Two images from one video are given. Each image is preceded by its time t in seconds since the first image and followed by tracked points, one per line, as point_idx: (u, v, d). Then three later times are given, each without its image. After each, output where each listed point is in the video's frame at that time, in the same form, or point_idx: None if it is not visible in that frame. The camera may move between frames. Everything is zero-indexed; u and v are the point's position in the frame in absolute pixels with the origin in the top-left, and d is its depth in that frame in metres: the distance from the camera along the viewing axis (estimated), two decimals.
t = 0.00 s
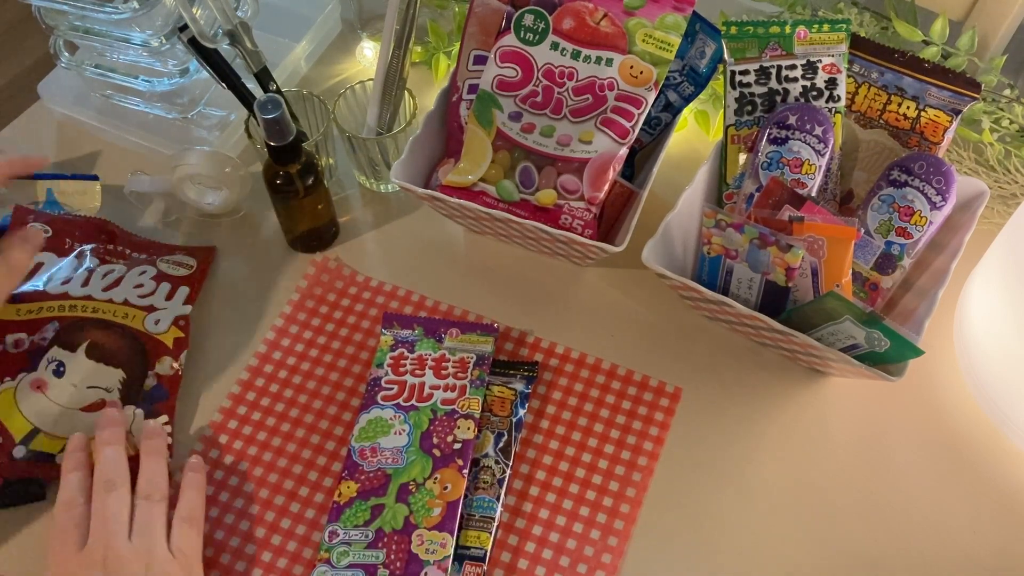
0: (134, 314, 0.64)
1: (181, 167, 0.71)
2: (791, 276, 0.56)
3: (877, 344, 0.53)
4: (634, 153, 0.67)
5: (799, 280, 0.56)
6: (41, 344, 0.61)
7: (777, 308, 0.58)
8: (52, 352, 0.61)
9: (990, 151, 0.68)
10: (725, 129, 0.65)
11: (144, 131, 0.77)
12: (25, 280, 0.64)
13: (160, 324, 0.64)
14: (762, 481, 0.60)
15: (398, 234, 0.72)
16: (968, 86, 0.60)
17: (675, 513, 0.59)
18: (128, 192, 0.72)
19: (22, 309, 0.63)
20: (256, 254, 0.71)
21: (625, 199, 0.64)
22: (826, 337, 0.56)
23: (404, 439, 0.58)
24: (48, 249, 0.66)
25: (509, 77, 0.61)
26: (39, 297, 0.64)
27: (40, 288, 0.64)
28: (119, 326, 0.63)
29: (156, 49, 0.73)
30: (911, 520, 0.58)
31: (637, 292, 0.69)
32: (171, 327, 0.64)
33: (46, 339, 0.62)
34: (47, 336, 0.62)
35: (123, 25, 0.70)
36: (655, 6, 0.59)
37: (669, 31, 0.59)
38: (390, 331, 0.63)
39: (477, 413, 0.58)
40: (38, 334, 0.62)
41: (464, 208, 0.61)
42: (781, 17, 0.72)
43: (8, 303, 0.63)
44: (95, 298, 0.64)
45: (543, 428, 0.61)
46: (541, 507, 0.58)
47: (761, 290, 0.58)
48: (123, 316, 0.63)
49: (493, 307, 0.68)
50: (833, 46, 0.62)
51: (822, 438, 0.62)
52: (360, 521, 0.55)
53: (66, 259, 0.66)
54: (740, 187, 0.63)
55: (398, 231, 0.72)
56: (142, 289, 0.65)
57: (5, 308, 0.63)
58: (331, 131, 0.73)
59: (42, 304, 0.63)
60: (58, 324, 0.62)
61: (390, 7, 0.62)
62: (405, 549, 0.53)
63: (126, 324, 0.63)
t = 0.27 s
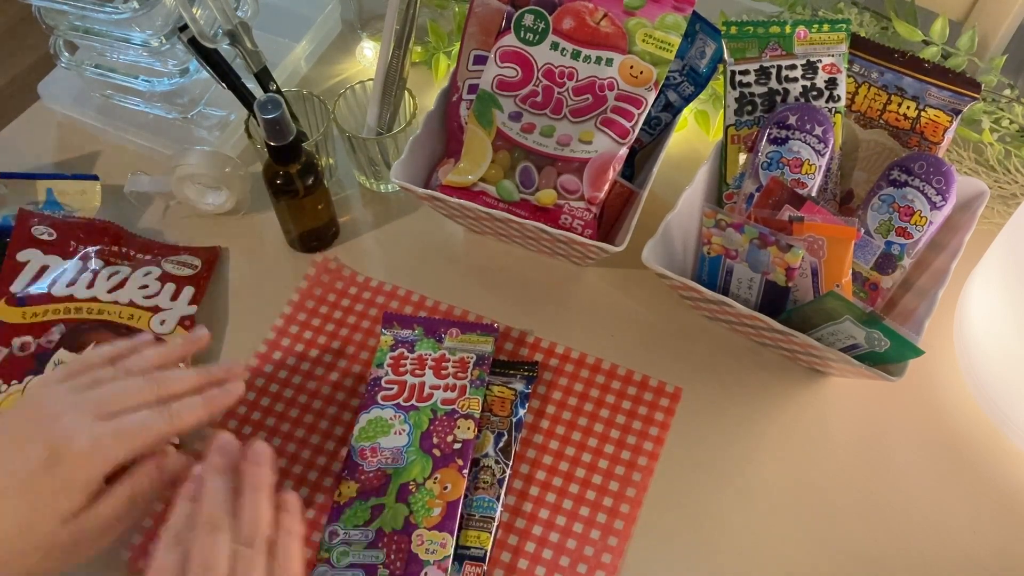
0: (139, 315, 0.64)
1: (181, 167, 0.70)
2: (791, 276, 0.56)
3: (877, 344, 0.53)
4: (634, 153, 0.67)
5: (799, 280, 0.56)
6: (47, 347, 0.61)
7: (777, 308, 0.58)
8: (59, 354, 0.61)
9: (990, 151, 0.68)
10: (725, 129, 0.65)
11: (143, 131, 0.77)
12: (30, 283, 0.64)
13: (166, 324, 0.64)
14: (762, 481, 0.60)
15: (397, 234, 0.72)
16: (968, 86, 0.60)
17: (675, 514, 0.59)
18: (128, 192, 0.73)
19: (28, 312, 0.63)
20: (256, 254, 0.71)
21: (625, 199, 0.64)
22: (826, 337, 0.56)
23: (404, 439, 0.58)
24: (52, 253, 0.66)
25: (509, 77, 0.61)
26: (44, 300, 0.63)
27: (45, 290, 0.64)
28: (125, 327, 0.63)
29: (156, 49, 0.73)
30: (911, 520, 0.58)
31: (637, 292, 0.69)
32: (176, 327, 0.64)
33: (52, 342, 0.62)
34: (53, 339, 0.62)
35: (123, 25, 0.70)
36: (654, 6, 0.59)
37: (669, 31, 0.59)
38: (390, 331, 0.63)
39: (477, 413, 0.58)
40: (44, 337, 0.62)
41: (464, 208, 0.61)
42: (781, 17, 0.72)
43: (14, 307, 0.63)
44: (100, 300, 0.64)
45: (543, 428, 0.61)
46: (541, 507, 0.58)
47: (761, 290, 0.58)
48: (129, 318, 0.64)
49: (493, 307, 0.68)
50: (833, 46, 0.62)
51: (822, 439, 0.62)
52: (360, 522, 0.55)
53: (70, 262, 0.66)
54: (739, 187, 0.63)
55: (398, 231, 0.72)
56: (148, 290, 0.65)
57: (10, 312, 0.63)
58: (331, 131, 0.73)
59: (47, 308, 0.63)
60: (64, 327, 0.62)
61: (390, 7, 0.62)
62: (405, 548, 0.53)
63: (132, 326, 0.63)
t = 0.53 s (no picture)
0: (139, 315, 0.64)
1: (181, 167, 0.70)
2: (791, 276, 0.56)
3: (877, 344, 0.53)
4: (634, 153, 0.67)
5: (799, 280, 0.56)
6: (47, 347, 0.61)
7: (777, 308, 0.58)
8: (58, 354, 0.61)
9: (990, 151, 0.68)
10: (725, 129, 0.65)
11: (143, 131, 0.77)
12: (30, 283, 0.64)
13: (166, 324, 0.64)
14: (762, 481, 0.60)
15: (397, 233, 0.72)
16: (968, 86, 0.60)
17: (675, 514, 0.58)
18: (128, 192, 0.73)
19: (28, 311, 0.63)
20: (256, 254, 0.71)
21: (625, 199, 0.64)
22: (826, 337, 0.56)
23: (404, 439, 0.58)
24: (52, 253, 0.66)
25: (509, 78, 0.61)
26: (44, 300, 0.63)
27: (45, 290, 0.64)
28: (125, 327, 0.63)
29: (156, 49, 0.73)
30: (911, 520, 0.58)
31: (637, 292, 0.69)
32: (176, 327, 0.64)
33: (52, 342, 0.62)
34: (53, 339, 0.62)
35: (123, 25, 0.70)
36: (655, 6, 0.59)
37: (669, 31, 0.59)
38: (390, 331, 0.63)
39: (477, 413, 0.58)
40: (44, 336, 0.62)
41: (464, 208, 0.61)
42: (781, 17, 0.72)
43: (14, 307, 0.63)
44: (100, 300, 0.64)
45: (543, 428, 0.61)
46: (541, 507, 0.58)
47: (761, 291, 0.58)
48: (128, 318, 0.63)
49: (493, 307, 0.68)
50: (833, 46, 0.62)
51: (822, 438, 0.62)
52: (360, 521, 0.55)
53: (70, 261, 0.66)
54: (739, 187, 0.63)
55: (397, 231, 0.72)
56: (148, 290, 0.65)
57: (11, 312, 0.63)
58: (331, 131, 0.73)
59: (47, 307, 0.63)
60: (64, 327, 0.62)
61: (390, 7, 0.62)
62: (406, 548, 0.53)
63: (132, 326, 0.63)
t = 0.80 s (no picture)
0: (139, 315, 0.64)
1: (181, 167, 0.69)
2: (791, 276, 0.56)
3: (877, 344, 0.53)
4: (634, 153, 0.67)
5: (799, 280, 0.56)
6: (47, 347, 0.61)
7: (777, 308, 0.58)
8: (58, 354, 0.61)
9: (990, 151, 0.68)
10: (725, 129, 0.65)
11: (144, 131, 0.77)
12: (30, 283, 0.64)
13: (166, 324, 0.64)
14: (762, 481, 0.60)
15: (397, 233, 0.72)
16: (968, 86, 0.60)
17: (675, 514, 0.58)
18: (128, 192, 0.73)
19: (28, 311, 0.63)
20: (256, 254, 0.71)
21: (625, 199, 0.64)
22: (826, 337, 0.56)
23: (405, 439, 0.58)
24: (53, 253, 0.66)
25: (509, 77, 0.61)
26: (45, 300, 0.63)
27: (45, 290, 0.64)
28: (125, 327, 0.63)
29: (156, 50, 0.73)
30: (911, 520, 0.58)
31: (637, 292, 0.69)
32: (176, 327, 0.64)
33: (52, 342, 0.62)
34: (53, 339, 0.62)
35: (123, 25, 0.70)
36: (655, 6, 0.59)
37: (669, 31, 0.59)
38: (392, 331, 0.63)
39: (479, 414, 0.58)
40: (44, 336, 0.62)
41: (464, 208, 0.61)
42: (781, 17, 0.72)
43: (14, 307, 0.63)
44: (100, 300, 0.64)
45: (544, 429, 0.61)
46: (541, 508, 0.58)
47: (761, 290, 0.58)
48: (128, 318, 0.63)
49: (493, 307, 0.68)
50: (834, 46, 0.61)
51: (822, 438, 0.62)
52: (361, 522, 0.55)
53: (71, 261, 0.66)
54: (739, 187, 0.63)
55: (397, 231, 0.72)
56: (148, 290, 0.65)
57: (11, 312, 0.63)
58: (331, 131, 0.73)
59: (47, 307, 0.63)
60: (64, 327, 0.62)
61: (390, 6, 0.62)
62: (406, 549, 0.53)
63: (132, 326, 0.63)
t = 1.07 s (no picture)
0: (139, 315, 0.64)
1: (181, 167, 0.69)
2: (791, 276, 0.56)
3: (877, 344, 0.53)
4: (634, 153, 0.67)
5: (799, 280, 0.56)
6: (47, 347, 0.61)
7: (777, 308, 0.58)
8: (58, 354, 0.61)
9: (990, 151, 0.68)
10: (725, 129, 0.65)
11: (143, 131, 0.77)
12: (30, 283, 0.64)
13: (166, 324, 0.64)
14: (762, 481, 0.60)
15: (398, 233, 0.72)
16: (968, 86, 0.60)
17: (675, 514, 0.58)
18: (128, 192, 0.72)
19: (29, 311, 0.63)
20: (256, 253, 0.71)
21: (625, 199, 0.64)
22: (826, 337, 0.56)
23: (416, 446, 0.57)
24: (53, 253, 0.66)
25: (509, 77, 0.61)
26: (45, 300, 0.63)
27: (45, 290, 0.64)
28: (125, 327, 0.63)
29: (156, 49, 0.73)
30: (911, 520, 0.58)
31: (637, 292, 0.69)
32: (176, 327, 0.64)
33: (52, 342, 0.62)
34: (53, 339, 0.62)
35: (123, 25, 0.70)
36: (654, 6, 0.59)
37: (669, 31, 0.59)
38: (405, 336, 0.63)
39: (491, 422, 0.58)
40: (44, 336, 0.62)
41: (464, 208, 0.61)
42: (781, 17, 0.72)
43: (14, 307, 0.63)
44: (100, 300, 0.64)
45: (557, 438, 0.61)
46: (552, 519, 0.58)
47: (761, 290, 0.58)
48: (128, 318, 0.63)
49: (493, 307, 0.68)
50: (834, 46, 0.61)
51: (821, 438, 0.62)
52: (371, 529, 0.55)
53: (70, 261, 0.66)
54: (740, 187, 0.63)
55: (398, 231, 0.72)
56: (147, 290, 0.65)
57: (11, 312, 0.63)
58: (331, 131, 0.73)
59: (47, 307, 0.63)
60: (64, 328, 0.62)
61: (390, 6, 0.62)
62: (416, 557, 0.53)
63: (131, 326, 0.63)
